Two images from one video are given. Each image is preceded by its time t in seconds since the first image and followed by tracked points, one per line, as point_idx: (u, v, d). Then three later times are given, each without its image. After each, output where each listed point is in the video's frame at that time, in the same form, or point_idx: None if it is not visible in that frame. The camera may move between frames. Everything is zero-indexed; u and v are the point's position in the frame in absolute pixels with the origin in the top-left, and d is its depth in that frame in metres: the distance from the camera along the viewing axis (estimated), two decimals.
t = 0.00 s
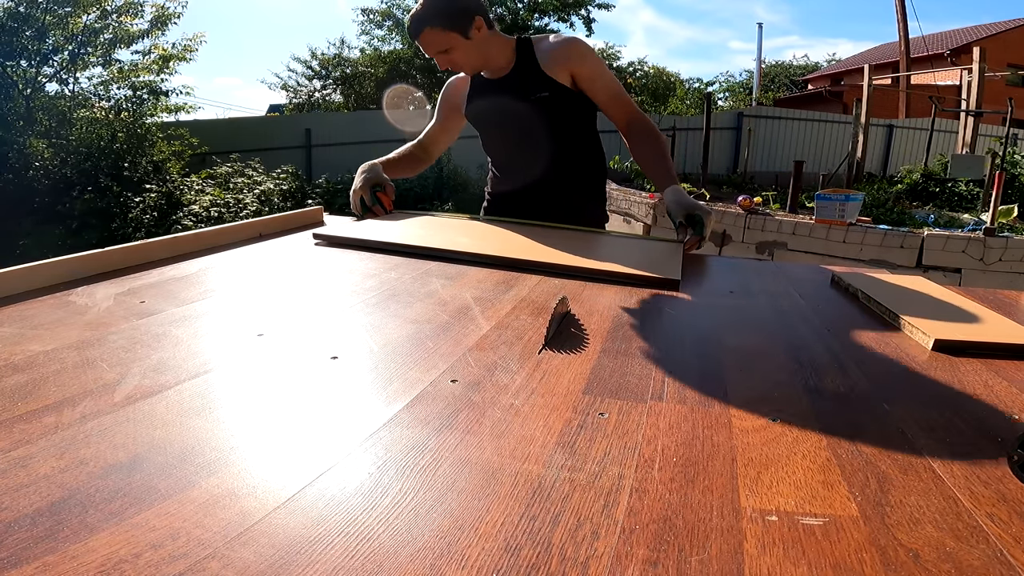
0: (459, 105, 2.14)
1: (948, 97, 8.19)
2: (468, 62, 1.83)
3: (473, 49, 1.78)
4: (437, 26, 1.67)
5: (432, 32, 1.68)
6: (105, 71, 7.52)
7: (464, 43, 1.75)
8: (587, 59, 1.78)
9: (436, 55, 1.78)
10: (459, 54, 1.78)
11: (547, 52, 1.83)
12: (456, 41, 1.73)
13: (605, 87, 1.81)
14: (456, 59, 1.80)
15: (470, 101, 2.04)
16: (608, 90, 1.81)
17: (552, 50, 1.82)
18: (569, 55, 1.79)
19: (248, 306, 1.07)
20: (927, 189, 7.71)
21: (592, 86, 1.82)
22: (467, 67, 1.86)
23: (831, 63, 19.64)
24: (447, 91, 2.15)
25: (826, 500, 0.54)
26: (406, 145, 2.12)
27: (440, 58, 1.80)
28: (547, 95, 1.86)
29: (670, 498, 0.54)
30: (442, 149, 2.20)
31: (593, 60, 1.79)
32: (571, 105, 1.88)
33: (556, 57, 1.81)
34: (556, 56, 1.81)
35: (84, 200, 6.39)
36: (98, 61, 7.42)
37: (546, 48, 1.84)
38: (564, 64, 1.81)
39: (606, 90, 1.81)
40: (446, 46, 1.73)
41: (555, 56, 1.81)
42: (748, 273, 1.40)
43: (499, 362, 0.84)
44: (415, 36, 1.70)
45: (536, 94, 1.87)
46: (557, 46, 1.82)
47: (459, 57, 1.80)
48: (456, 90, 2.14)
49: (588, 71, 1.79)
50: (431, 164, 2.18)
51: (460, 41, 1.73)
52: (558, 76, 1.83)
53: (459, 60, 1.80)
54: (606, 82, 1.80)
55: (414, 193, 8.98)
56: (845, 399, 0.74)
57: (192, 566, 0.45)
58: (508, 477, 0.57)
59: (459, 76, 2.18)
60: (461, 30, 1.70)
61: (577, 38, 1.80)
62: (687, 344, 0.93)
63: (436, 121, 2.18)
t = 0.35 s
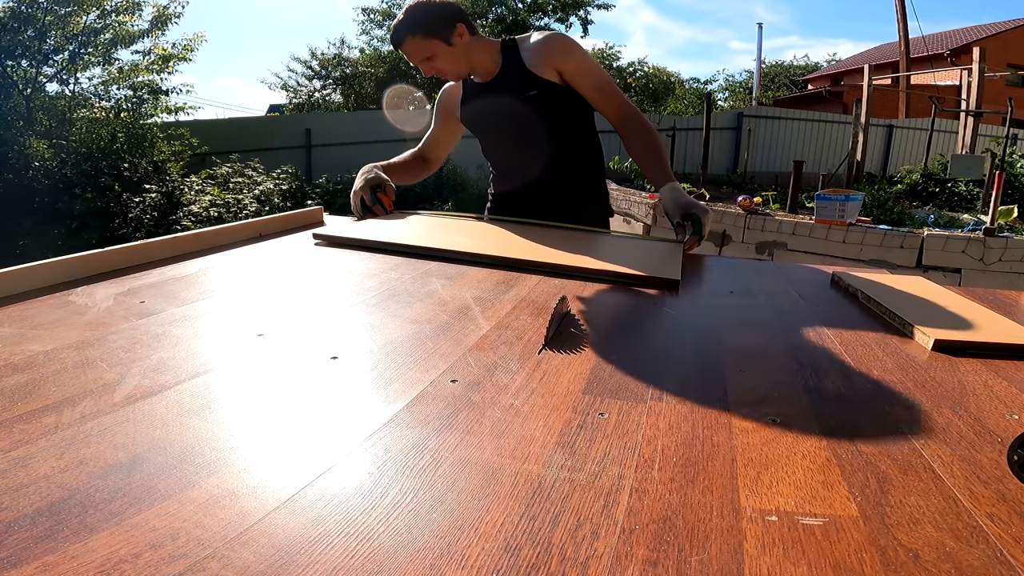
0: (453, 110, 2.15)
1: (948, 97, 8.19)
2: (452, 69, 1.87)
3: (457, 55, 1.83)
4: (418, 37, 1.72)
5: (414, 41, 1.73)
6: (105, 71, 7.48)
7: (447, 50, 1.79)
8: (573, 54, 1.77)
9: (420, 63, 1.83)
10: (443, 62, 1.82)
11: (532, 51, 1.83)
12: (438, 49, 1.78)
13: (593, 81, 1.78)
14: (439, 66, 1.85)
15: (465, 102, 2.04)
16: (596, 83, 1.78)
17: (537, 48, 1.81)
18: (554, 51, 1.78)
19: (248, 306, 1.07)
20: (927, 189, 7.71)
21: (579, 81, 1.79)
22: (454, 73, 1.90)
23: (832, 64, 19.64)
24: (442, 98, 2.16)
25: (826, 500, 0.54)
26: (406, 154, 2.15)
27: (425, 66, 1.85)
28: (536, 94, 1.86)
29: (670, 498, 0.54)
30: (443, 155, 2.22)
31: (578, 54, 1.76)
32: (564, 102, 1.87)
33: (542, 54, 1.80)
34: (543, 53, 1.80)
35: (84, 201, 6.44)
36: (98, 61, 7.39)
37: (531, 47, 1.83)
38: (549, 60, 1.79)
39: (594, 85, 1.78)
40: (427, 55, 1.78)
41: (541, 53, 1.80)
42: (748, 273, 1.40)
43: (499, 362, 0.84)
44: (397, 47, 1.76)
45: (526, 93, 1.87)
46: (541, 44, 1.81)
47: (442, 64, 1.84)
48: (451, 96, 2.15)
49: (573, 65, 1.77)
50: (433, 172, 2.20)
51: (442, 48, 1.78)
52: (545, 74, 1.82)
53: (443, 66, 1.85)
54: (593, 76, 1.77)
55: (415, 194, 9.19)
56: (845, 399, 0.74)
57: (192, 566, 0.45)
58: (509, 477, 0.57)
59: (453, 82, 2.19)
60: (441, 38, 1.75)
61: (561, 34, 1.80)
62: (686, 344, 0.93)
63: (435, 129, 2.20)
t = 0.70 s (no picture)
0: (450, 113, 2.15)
1: (948, 97, 8.20)
2: (447, 71, 1.88)
3: (452, 57, 1.84)
4: (412, 40, 1.72)
5: (409, 45, 1.73)
6: (105, 71, 7.44)
7: (442, 52, 1.80)
8: (568, 52, 1.77)
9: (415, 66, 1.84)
10: (437, 64, 1.84)
11: (527, 51, 1.83)
12: (432, 51, 1.78)
13: (589, 79, 1.79)
14: (434, 68, 1.85)
15: (462, 102, 2.04)
16: (593, 81, 1.79)
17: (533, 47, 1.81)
18: (550, 50, 1.78)
19: (248, 306, 1.07)
20: (927, 189, 7.72)
21: (576, 79, 1.79)
22: (450, 74, 1.91)
23: (832, 64, 19.66)
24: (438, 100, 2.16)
25: (826, 500, 0.54)
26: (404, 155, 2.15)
27: (419, 68, 1.86)
28: (531, 93, 1.86)
29: (670, 497, 0.54)
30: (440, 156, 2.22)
31: (573, 51, 1.77)
32: (562, 100, 1.86)
33: (537, 53, 1.80)
34: (538, 52, 1.79)
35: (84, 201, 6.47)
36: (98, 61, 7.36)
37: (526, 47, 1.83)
38: (545, 59, 1.79)
39: (590, 83, 1.79)
40: (422, 57, 1.79)
41: (536, 54, 1.80)
42: (749, 273, 1.40)
43: (499, 362, 0.84)
44: (392, 50, 1.76)
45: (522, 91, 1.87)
46: (535, 43, 1.80)
47: (438, 66, 1.85)
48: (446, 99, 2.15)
49: (570, 63, 1.77)
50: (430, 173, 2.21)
51: (436, 51, 1.79)
52: (541, 73, 1.82)
53: (437, 68, 1.86)
54: (589, 74, 1.78)
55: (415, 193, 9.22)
56: (846, 399, 0.74)
57: (193, 566, 0.45)
58: (509, 477, 0.57)
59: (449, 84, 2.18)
60: (435, 40, 1.75)
61: (555, 33, 1.80)
62: (686, 343, 0.94)
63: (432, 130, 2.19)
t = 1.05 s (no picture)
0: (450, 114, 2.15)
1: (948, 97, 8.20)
2: (448, 70, 1.88)
3: (452, 57, 1.84)
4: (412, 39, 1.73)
5: (409, 44, 1.74)
6: (105, 71, 7.43)
7: (442, 51, 1.81)
8: (567, 51, 1.76)
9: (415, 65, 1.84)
10: (438, 64, 1.84)
11: (527, 50, 1.82)
12: (433, 50, 1.79)
13: (588, 80, 1.78)
14: (435, 66, 1.85)
15: (461, 102, 2.04)
16: (592, 81, 1.78)
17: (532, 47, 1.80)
18: (549, 49, 1.77)
19: (248, 306, 1.07)
20: (927, 189, 7.72)
21: (575, 79, 1.79)
22: (451, 73, 1.91)
23: (832, 64, 19.67)
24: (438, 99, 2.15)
25: (826, 500, 0.54)
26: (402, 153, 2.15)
27: (419, 67, 1.86)
28: (531, 92, 1.86)
29: (670, 497, 0.54)
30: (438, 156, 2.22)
31: (573, 51, 1.76)
32: (562, 100, 1.86)
33: (537, 53, 1.79)
34: (538, 51, 1.79)
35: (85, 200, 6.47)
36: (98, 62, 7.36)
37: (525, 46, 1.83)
38: (544, 59, 1.79)
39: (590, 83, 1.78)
40: (422, 57, 1.79)
41: (536, 53, 1.80)
42: (749, 273, 1.40)
43: (499, 362, 0.84)
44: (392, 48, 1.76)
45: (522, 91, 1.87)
46: (535, 43, 1.80)
47: (438, 65, 1.85)
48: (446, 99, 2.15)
49: (569, 63, 1.77)
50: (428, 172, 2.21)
51: (437, 50, 1.79)
52: (541, 72, 1.82)
53: (437, 68, 1.86)
54: (589, 73, 1.77)
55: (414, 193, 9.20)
56: (847, 399, 0.74)
57: (192, 566, 0.45)
58: (509, 477, 0.57)
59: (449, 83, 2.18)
60: (435, 39, 1.76)
61: (555, 32, 1.79)
62: (685, 343, 0.93)
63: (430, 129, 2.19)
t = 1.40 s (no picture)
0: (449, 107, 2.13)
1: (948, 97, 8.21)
2: (470, 54, 1.83)
3: (477, 40, 1.80)
4: (447, 13, 1.67)
5: (443, 18, 1.67)
6: (106, 71, 7.46)
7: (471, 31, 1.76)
8: (578, 52, 1.79)
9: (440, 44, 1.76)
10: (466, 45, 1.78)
11: (539, 49, 1.84)
12: (464, 28, 1.73)
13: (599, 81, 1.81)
14: (463, 47, 1.78)
15: (464, 100, 2.04)
16: (602, 82, 1.81)
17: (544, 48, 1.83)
18: (561, 51, 1.80)
19: (248, 306, 1.07)
20: (927, 189, 7.72)
21: (585, 80, 1.82)
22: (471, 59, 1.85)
23: (831, 65, 19.70)
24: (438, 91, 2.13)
25: (826, 500, 0.54)
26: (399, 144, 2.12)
27: (441, 49, 1.78)
28: (540, 94, 1.86)
29: (670, 498, 0.54)
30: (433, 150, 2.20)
31: (583, 51, 1.79)
32: (569, 101, 1.87)
33: (548, 54, 1.82)
34: (551, 52, 1.81)
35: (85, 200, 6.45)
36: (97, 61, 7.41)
37: (537, 46, 1.84)
38: (556, 59, 1.81)
39: (602, 83, 1.80)
40: (452, 35, 1.72)
41: (547, 54, 1.82)
42: (749, 273, 1.40)
43: (499, 362, 0.84)
44: (422, 22, 1.67)
45: (530, 92, 1.87)
46: (547, 43, 1.83)
47: (466, 46, 1.79)
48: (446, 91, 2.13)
49: (580, 64, 1.80)
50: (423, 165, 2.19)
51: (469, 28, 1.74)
52: (553, 75, 1.84)
53: (464, 50, 1.80)
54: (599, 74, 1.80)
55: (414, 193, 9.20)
56: (847, 399, 0.74)
57: (192, 566, 0.45)
58: (508, 477, 0.57)
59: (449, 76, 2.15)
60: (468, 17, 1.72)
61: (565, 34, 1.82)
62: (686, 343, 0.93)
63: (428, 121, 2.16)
